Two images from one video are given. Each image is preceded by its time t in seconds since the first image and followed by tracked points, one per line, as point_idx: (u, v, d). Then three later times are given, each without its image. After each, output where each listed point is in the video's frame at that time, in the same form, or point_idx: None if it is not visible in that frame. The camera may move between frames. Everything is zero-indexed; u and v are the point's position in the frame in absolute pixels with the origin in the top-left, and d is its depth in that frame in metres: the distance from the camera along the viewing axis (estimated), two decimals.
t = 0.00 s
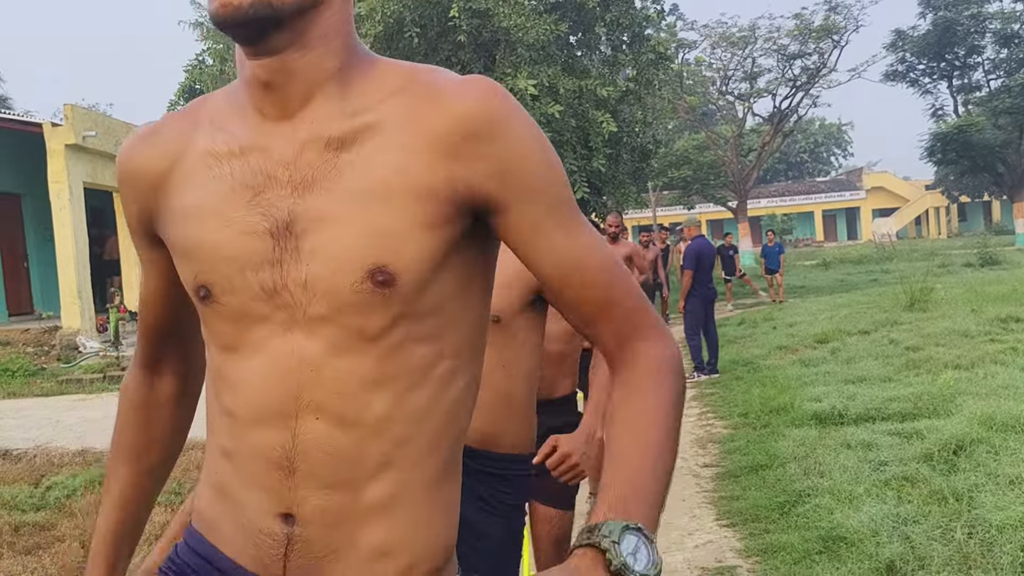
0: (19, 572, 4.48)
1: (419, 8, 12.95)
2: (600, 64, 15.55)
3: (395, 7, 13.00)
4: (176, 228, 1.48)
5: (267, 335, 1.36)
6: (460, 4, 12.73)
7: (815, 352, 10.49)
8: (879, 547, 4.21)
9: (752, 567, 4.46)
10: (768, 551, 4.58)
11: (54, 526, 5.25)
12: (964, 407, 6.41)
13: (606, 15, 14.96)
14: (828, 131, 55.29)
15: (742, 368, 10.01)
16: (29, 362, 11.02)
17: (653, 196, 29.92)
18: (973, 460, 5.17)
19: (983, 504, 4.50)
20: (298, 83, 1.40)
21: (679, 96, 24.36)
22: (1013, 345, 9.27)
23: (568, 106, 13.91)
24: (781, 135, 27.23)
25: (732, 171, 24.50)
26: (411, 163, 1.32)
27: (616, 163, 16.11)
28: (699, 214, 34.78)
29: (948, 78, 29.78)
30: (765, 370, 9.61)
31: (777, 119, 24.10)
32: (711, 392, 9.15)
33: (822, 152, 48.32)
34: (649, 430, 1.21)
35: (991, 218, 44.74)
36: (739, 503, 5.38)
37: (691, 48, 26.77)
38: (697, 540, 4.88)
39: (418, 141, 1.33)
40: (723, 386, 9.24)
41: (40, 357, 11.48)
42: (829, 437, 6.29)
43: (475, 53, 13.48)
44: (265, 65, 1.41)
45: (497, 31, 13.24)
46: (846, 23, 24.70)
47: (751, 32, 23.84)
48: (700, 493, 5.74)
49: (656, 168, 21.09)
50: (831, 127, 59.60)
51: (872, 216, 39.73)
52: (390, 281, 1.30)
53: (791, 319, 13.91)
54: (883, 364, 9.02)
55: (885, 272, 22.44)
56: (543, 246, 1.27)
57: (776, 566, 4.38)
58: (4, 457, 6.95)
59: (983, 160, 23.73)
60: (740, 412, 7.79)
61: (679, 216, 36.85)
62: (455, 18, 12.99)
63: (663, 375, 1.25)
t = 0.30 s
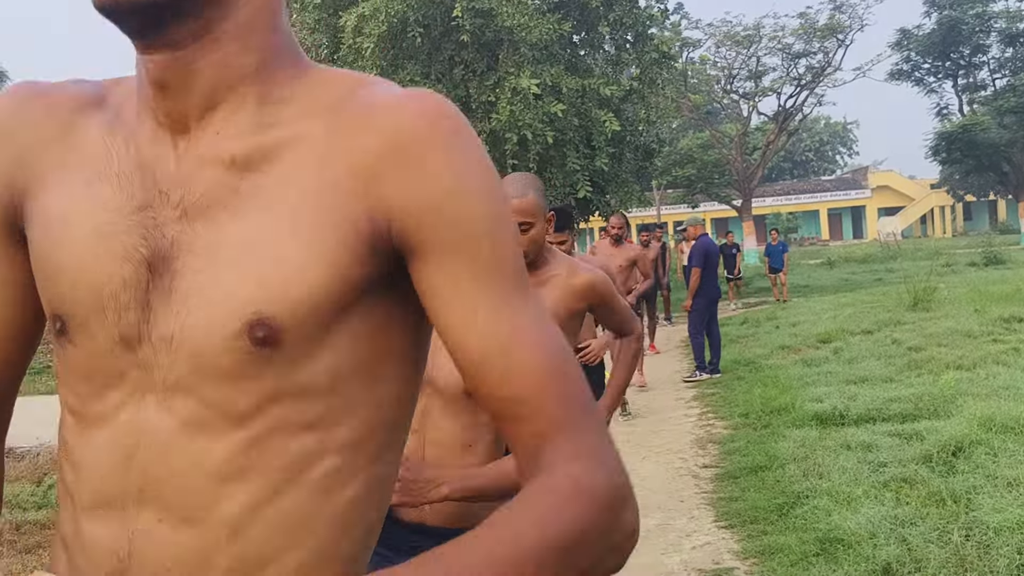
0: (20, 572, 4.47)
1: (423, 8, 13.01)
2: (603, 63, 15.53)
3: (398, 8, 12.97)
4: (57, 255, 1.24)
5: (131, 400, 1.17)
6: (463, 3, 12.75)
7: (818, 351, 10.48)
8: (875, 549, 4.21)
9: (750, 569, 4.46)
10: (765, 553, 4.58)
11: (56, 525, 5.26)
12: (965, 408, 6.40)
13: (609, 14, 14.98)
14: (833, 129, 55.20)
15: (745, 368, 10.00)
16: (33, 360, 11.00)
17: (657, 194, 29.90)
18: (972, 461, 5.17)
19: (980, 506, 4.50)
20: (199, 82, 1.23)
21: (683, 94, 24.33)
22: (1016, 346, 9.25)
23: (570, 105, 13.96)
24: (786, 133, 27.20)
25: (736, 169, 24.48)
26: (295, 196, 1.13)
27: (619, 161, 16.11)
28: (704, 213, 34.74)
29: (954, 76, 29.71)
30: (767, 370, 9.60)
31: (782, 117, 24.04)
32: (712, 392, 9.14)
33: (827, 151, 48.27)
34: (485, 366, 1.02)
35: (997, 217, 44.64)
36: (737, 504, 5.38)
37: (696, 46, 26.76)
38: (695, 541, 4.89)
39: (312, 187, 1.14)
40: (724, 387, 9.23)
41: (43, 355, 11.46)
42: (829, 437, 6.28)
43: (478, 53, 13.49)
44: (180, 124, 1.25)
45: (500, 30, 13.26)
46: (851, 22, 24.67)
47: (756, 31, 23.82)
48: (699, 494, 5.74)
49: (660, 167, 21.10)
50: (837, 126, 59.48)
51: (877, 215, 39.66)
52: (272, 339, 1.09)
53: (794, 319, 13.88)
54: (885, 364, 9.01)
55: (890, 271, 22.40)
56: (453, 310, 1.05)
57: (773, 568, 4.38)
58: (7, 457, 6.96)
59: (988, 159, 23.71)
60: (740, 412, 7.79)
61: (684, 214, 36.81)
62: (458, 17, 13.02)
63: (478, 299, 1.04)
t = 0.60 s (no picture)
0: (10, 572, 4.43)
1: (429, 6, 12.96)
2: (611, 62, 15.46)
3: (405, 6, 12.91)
4: None
5: None
6: (469, 2, 12.74)
7: (823, 351, 10.41)
8: (872, 552, 4.16)
9: (746, 571, 4.41)
10: (762, 555, 4.53)
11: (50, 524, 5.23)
12: (968, 410, 6.35)
13: (617, 13, 14.82)
14: (844, 128, 55.01)
15: (750, 369, 9.94)
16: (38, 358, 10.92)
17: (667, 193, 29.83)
18: (973, 463, 5.11)
19: (980, 508, 4.45)
20: None
21: (692, 93, 24.26)
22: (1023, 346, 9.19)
23: (577, 104, 13.81)
24: (796, 133, 27.11)
25: (745, 168, 24.40)
26: None
27: (626, 160, 16.06)
28: (713, 212, 34.64)
29: (965, 76, 29.59)
30: (772, 370, 9.54)
31: (791, 116, 23.94)
32: (716, 393, 9.08)
33: (837, 150, 48.13)
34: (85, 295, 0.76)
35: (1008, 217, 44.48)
36: (736, 506, 5.33)
37: (706, 45, 26.69)
38: (692, 544, 4.85)
39: None
40: (728, 387, 9.16)
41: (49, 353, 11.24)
42: (831, 439, 6.23)
43: (485, 51, 13.45)
44: None
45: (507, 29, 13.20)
46: (861, 20, 24.57)
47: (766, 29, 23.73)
48: (698, 496, 5.69)
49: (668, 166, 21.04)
50: (847, 125, 59.34)
51: (888, 215, 39.52)
52: None
53: (801, 319, 13.81)
54: (891, 364, 8.95)
55: (900, 271, 22.27)
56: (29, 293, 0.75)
57: (769, 571, 4.33)
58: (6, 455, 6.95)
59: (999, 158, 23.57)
60: (743, 413, 7.74)
61: (693, 213, 36.71)
62: (465, 16, 13.00)
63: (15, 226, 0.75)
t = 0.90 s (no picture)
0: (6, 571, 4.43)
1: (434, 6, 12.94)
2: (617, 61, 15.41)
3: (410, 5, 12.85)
4: None
5: None
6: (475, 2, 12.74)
7: (828, 352, 10.37)
8: (870, 555, 4.13)
9: (744, 573, 4.39)
10: (760, 558, 4.51)
11: (51, 523, 5.23)
12: (971, 411, 6.32)
13: (623, 12, 14.80)
14: (854, 128, 54.82)
15: (755, 369, 9.90)
16: (44, 357, 10.91)
17: (674, 193, 29.73)
18: (974, 465, 5.09)
19: (979, 512, 4.42)
20: None
21: (700, 93, 24.17)
22: None
23: (583, 104, 13.75)
24: (805, 132, 26.99)
25: (754, 168, 24.30)
26: None
27: (632, 160, 15.98)
28: (721, 212, 34.57)
29: (974, 76, 29.45)
30: (777, 371, 9.50)
31: (800, 115, 23.80)
32: (720, 394, 9.05)
33: (846, 150, 47.97)
34: None
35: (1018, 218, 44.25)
36: (735, 508, 5.31)
37: (714, 44, 26.63)
38: (691, 545, 4.83)
39: None
40: (732, 388, 9.13)
41: (55, 353, 11.19)
42: (832, 440, 6.20)
43: (491, 51, 13.45)
44: None
45: (513, 28, 13.20)
46: (870, 20, 24.46)
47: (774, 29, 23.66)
48: (698, 497, 5.68)
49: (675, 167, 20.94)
50: (856, 126, 59.08)
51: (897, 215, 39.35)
52: None
53: (808, 320, 13.75)
54: (896, 365, 8.91)
55: (908, 271, 22.18)
56: None
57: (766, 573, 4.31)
58: (9, 454, 6.96)
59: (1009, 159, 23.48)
60: (746, 414, 7.71)
61: (701, 213, 36.64)
62: (470, 16, 13.00)
63: None
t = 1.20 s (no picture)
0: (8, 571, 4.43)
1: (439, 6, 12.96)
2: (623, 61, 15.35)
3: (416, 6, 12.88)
4: None
5: None
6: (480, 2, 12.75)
7: (833, 352, 10.33)
8: (870, 556, 4.12)
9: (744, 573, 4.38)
10: (761, 558, 4.50)
11: (54, 522, 5.23)
12: (976, 411, 6.30)
13: (629, 12, 14.77)
14: (863, 128, 54.58)
15: (760, 369, 9.87)
16: (50, 357, 10.90)
17: (681, 193, 29.66)
18: (977, 466, 5.07)
19: (981, 512, 4.40)
20: None
21: (707, 93, 24.11)
22: None
23: (589, 104, 13.72)
24: (812, 131, 26.89)
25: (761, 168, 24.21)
26: None
27: (638, 160, 15.92)
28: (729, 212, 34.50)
29: (983, 76, 29.31)
30: (782, 371, 9.48)
31: (807, 114, 23.70)
32: (724, 394, 9.03)
33: (854, 150, 47.82)
34: None
35: None
36: (737, 508, 5.30)
37: (720, 44, 26.55)
38: (691, 546, 4.82)
39: None
40: (736, 388, 9.12)
41: (61, 353, 11.18)
42: (836, 440, 6.18)
43: (496, 51, 13.45)
44: None
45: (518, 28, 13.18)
46: (877, 19, 24.36)
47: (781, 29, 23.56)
48: (700, 497, 5.67)
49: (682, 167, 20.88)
50: (864, 125, 58.89)
51: (905, 215, 39.21)
52: None
53: (814, 320, 13.71)
54: (901, 365, 8.88)
55: (916, 271, 22.09)
56: None
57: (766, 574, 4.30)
58: (14, 453, 6.97)
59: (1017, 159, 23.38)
60: (750, 414, 7.69)
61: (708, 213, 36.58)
62: (475, 16, 13.02)
63: None
